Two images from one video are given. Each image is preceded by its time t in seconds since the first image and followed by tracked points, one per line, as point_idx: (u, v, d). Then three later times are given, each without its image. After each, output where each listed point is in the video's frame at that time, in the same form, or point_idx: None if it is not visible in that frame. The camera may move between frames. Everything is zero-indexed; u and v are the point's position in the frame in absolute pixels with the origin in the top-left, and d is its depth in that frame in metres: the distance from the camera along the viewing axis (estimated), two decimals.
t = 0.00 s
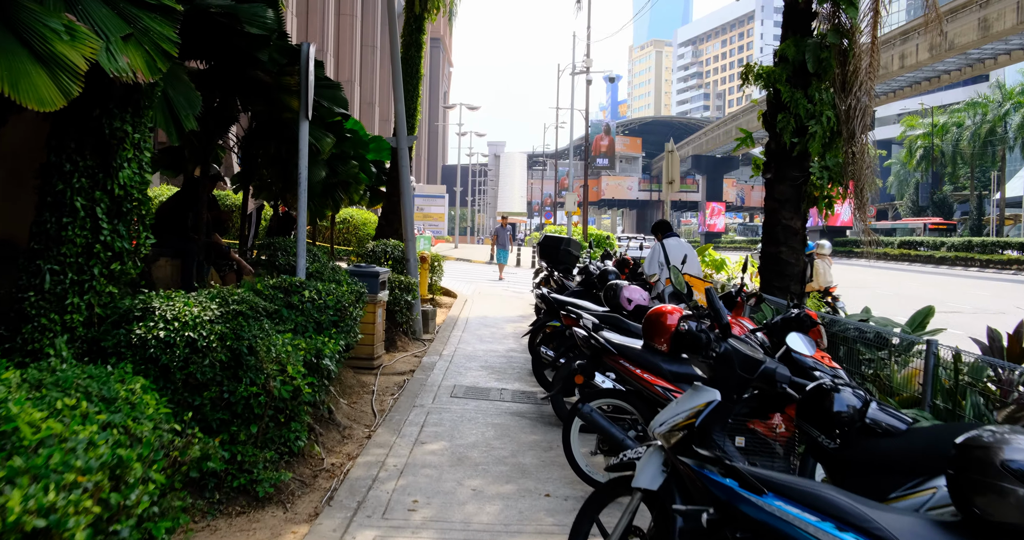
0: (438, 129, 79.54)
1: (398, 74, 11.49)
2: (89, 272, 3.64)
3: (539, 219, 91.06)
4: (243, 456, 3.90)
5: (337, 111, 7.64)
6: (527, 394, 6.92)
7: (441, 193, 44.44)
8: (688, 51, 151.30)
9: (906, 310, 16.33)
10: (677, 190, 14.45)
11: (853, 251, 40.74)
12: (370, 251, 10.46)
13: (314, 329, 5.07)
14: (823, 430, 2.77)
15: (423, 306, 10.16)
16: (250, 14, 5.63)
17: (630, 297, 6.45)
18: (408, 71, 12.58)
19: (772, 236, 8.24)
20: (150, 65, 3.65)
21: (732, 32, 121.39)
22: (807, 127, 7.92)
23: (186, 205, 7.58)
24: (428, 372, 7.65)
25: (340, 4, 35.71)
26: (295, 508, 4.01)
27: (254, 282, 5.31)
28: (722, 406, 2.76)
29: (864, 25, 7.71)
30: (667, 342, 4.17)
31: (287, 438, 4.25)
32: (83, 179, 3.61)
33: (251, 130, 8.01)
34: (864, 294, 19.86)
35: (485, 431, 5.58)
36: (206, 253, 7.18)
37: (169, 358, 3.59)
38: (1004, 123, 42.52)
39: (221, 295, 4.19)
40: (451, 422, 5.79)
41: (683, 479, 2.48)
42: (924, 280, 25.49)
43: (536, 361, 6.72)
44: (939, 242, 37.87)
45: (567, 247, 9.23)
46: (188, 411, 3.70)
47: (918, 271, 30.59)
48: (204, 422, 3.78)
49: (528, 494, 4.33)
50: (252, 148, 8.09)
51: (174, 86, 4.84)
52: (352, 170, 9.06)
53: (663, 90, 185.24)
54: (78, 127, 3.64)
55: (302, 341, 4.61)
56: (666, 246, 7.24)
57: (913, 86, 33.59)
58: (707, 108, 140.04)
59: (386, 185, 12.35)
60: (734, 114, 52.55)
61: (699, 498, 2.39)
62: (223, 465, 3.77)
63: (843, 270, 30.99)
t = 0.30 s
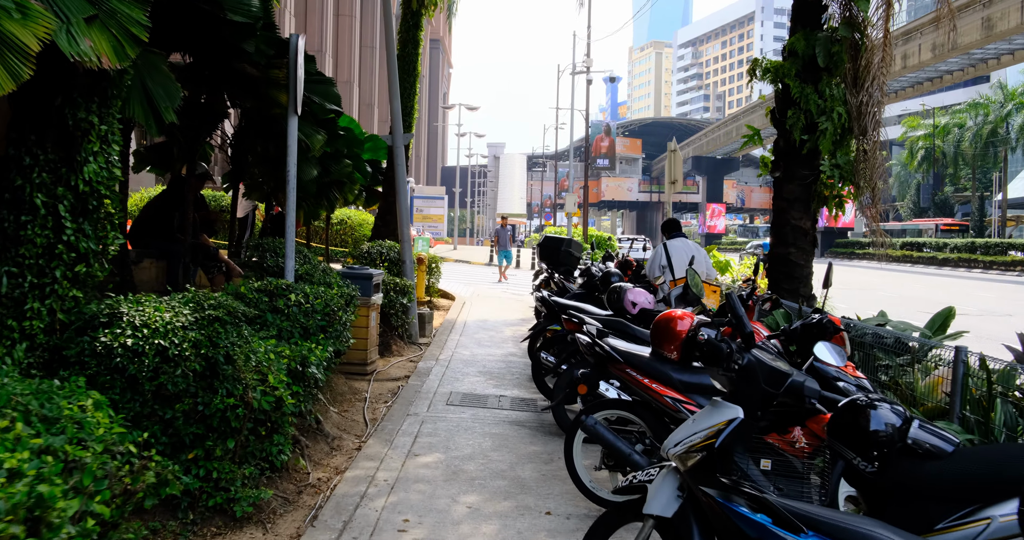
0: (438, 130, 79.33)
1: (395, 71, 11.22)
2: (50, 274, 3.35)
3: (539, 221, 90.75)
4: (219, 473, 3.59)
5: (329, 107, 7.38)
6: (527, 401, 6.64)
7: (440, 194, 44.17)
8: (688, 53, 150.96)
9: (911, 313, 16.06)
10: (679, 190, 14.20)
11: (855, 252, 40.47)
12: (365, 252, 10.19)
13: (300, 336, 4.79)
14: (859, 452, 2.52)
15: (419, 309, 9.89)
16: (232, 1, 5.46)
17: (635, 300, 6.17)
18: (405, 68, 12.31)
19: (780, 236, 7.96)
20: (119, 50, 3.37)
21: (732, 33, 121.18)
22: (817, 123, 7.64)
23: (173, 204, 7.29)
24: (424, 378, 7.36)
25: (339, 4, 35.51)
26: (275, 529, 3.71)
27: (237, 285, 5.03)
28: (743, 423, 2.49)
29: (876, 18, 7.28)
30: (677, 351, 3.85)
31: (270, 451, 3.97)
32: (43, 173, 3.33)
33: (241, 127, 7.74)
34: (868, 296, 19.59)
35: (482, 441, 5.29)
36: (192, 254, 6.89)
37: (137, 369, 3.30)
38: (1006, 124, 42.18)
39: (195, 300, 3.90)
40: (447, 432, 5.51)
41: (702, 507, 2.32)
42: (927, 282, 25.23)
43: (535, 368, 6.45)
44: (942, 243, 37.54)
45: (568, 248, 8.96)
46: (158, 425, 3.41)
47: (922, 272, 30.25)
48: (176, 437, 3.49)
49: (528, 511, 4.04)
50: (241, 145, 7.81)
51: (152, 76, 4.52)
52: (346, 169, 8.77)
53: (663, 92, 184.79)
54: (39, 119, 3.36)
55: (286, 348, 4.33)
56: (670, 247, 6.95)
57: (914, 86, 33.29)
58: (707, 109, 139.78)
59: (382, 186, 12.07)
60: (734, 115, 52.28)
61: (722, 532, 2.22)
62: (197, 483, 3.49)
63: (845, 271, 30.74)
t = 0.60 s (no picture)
0: (439, 130, 79.04)
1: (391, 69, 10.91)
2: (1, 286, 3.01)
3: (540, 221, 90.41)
4: (191, 503, 3.27)
5: (320, 103, 7.11)
6: (527, 414, 6.33)
7: (441, 195, 43.88)
8: (688, 53, 150.63)
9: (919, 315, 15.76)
10: (683, 191, 13.90)
11: (858, 252, 40.16)
12: (361, 255, 9.88)
13: (284, 349, 4.49)
14: (909, 496, 2.26)
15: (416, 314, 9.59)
16: None
17: (640, 307, 5.86)
18: (402, 66, 12.00)
19: (791, 239, 7.65)
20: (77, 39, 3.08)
21: (732, 33, 120.89)
22: (829, 121, 7.34)
23: (157, 207, 6.97)
24: (420, 388, 7.06)
25: (338, 3, 35.27)
26: None
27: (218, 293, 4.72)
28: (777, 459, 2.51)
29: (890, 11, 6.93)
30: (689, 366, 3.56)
31: (249, 475, 3.67)
32: None
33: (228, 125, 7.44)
34: (873, 298, 19.29)
35: (480, 459, 4.98)
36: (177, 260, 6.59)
37: (98, 391, 2.99)
38: (1009, 123, 41.82)
39: (165, 313, 3.55)
40: (442, 448, 5.20)
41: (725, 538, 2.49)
42: (933, 283, 24.72)
43: (536, 378, 6.16)
44: (946, 244, 37.19)
45: (569, 252, 8.65)
46: (122, 452, 3.08)
47: (927, 273, 29.88)
48: (142, 464, 3.15)
49: None
50: (230, 145, 7.51)
51: (125, 70, 4.28)
52: (339, 170, 8.47)
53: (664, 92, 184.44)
54: None
55: (267, 363, 4.03)
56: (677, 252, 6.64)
57: (918, 85, 32.94)
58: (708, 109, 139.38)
59: (379, 187, 11.77)
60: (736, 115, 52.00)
61: None
62: (168, 514, 3.16)
63: (849, 272, 30.43)
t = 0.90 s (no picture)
0: (438, 131, 78.74)
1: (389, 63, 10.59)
2: None
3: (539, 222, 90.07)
4: (163, 523, 2.96)
5: (313, 94, 6.82)
6: (531, 420, 6.02)
7: (439, 195, 43.52)
8: (688, 54, 150.43)
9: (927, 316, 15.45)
10: (687, 189, 13.60)
11: (860, 253, 39.84)
12: (357, 254, 9.58)
13: (270, 354, 4.17)
14: (990, 529, 2.39)
15: (414, 315, 9.28)
16: None
17: (650, 308, 5.56)
18: (399, 61, 11.68)
19: (804, 237, 7.34)
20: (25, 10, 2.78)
21: (731, 34, 120.77)
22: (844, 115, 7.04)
23: (142, 203, 6.65)
24: (418, 393, 6.74)
25: (336, 2, 34.93)
26: None
27: (200, 292, 4.40)
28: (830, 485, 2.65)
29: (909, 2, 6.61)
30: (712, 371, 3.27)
31: (230, 491, 3.35)
32: None
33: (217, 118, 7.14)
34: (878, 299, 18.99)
35: (481, 470, 4.67)
36: (162, 258, 6.28)
37: (58, 400, 2.68)
38: (1011, 124, 41.52)
39: (136, 313, 3.21)
40: (441, 457, 4.90)
41: None
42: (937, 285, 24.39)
43: (538, 381, 5.87)
44: (948, 245, 36.86)
45: (573, 251, 8.34)
46: (87, 467, 2.77)
47: (930, 275, 29.54)
48: (109, 481, 2.83)
49: None
50: (220, 138, 7.20)
51: (98, 54, 4.02)
52: (334, 165, 8.16)
53: (663, 93, 184.13)
54: None
55: (252, 367, 3.72)
56: (686, 250, 6.33)
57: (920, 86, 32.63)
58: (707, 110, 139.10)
59: (376, 185, 11.46)
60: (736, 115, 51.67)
61: None
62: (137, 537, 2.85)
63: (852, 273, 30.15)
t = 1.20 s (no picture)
0: (439, 131, 78.49)
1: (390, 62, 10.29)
2: None
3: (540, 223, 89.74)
4: None
5: (311, 94, 6.50)
6: (540, 436, 5.72)
7: (440, 195, 43.20)
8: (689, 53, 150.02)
9: (938, 320, 15.18)
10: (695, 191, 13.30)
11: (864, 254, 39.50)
12: (357, 259, 9.27)
13: (263, 375, 3.86)
14: None
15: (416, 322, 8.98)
16: None
17: (667, 319, 5.26)
18: (401, 59, 11.38)
19: (824, 242, 7.03)
20: None
21: (733, 34, 120.51)
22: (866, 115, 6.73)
23: (133, 208, 6.36)
24: (421, 406, 6.45)
25: (336, 2, 34.66)
26: None
27: (189, 306, 4.10)
28: None
29: None
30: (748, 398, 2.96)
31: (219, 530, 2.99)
32: None
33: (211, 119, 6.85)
34: (886, 301, 18.74)
35: (489, 495, 4.37)
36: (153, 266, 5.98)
37: (20, 439, 2.40)
38: (1015, 123, 41.20)
39: (110, 337, 2.92)
40: (446, 480, 4.60)
41: None
42: (946, 287, 24.04)
43: (548, 395, 5.56)
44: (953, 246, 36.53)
45: (582, 257, 8.04)
46: (54, 512, 2.52)
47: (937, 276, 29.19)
48: (80, 525, 2.55)
49: None
50: (214, 140, 6.91)
51: (74, 50, 3.90)
52: (332, 167, 7.85)
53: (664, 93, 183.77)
54: None
55: (242, 390, 3.41)
56: (702, 257, 6.05)
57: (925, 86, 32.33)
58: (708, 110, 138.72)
59: (377, 187, 11.16)
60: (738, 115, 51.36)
61: None
62: None
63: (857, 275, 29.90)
